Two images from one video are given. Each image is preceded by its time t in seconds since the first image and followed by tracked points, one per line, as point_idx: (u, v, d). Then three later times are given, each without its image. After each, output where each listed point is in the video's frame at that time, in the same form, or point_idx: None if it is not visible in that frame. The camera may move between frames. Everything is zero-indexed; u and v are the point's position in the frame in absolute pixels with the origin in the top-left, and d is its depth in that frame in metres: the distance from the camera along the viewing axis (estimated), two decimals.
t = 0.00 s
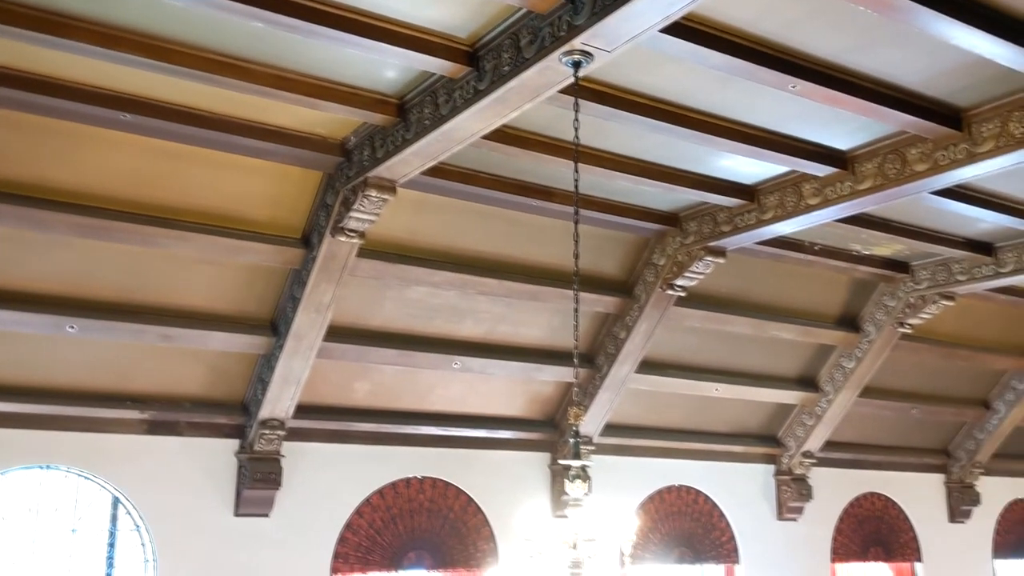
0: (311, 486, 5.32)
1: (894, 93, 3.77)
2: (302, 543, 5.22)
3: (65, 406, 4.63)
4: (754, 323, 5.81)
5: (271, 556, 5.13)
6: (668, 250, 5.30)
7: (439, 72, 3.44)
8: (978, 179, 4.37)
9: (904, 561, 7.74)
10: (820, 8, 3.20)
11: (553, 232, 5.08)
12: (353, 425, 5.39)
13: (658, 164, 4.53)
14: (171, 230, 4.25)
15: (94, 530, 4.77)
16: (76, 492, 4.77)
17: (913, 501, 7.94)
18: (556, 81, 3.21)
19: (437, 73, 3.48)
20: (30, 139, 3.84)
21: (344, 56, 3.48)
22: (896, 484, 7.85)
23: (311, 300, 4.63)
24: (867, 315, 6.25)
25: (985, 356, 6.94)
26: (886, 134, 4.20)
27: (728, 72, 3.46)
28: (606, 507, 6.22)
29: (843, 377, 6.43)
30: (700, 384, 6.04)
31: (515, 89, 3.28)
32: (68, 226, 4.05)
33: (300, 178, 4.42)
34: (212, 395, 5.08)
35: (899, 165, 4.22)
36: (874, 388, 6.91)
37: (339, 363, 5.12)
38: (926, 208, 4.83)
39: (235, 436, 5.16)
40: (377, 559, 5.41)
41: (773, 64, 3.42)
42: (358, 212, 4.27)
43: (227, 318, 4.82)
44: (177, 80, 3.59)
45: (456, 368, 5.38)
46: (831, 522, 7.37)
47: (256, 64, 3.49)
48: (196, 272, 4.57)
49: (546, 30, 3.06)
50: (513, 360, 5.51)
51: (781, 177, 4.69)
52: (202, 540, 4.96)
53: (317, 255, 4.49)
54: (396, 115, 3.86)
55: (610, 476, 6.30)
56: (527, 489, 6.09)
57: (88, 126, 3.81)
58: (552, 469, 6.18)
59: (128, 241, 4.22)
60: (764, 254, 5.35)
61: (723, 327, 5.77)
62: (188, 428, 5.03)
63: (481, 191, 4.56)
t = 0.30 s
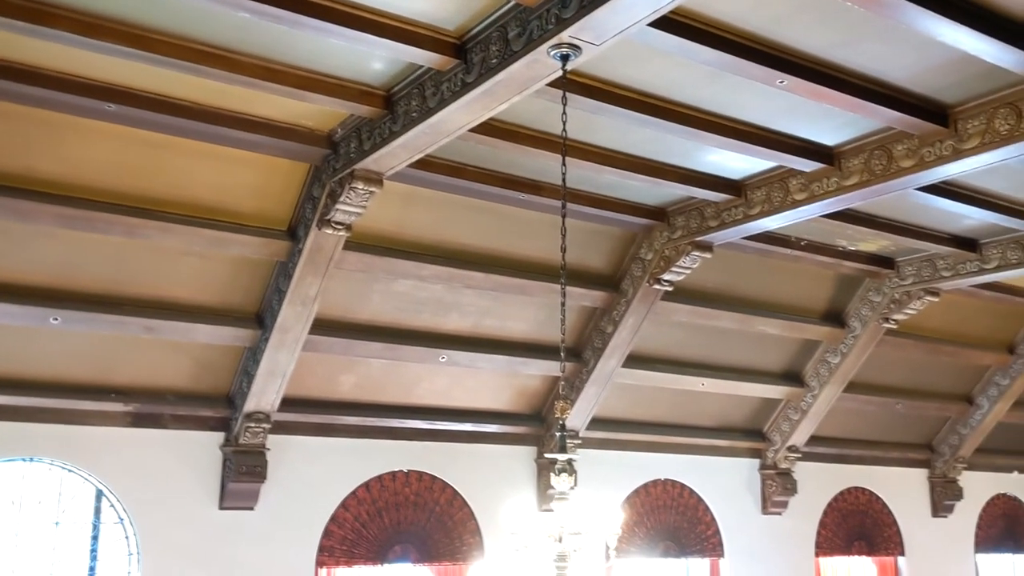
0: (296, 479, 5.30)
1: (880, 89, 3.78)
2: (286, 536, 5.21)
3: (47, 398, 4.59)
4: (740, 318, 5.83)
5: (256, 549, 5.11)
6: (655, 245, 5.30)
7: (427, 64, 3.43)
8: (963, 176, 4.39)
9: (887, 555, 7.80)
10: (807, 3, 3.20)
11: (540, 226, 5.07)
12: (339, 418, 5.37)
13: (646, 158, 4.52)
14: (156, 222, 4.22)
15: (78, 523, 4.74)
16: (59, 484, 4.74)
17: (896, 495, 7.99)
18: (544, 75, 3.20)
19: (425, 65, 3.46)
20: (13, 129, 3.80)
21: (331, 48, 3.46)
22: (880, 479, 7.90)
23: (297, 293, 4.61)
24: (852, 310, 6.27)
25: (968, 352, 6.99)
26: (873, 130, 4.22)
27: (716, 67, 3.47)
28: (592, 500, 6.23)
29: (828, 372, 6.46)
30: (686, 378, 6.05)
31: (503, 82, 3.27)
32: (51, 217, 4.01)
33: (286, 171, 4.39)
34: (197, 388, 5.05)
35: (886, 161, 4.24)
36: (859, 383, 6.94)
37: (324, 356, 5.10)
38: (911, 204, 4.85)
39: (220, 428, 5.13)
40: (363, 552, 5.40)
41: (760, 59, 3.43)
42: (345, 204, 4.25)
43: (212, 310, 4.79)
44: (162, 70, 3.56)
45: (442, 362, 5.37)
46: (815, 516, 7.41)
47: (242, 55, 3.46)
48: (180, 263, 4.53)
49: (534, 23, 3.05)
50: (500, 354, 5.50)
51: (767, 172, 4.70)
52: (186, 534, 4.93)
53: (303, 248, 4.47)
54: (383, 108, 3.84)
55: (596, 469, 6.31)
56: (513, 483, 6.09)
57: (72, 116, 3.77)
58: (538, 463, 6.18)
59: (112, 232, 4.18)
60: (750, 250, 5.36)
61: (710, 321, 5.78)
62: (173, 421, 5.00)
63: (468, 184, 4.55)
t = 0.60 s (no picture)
0: (284, 478, 5.29)
1: (869, 89, 3.80)
2: (274, 535, 5.19)
3: (33, 396, 4.56)
4: (729, 318, 5.84)
5: (244, 548, 5.09)
6: (645, 243, 5.31)
7: (416, 62, 3.42)
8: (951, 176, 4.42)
9: (874, 553, 7.83)
10: (796, 3, 3.21)
11: (530, 224, 5.07)
12: (327, 416, 5.36)
13: (635, 157, 4.53)
14: (144, 219, 4.20)
15: (64, 522, 4.71)
16: (45, 483, 4.71)
17: (883, 494, 8.03)
18: (534, 73, 3.20)
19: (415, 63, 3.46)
20: None
21: (320, 45, 3.45)
22: (867, 478, 7.93)
23: (285, 291, 4.59)
24: (840, 310, 6.29)
25: (955, 352, 7.03)
26: (862, 130, 4.23)
27: (705, 66, 3.47)
28: (580, 499, 6.24)
29: (816, 371, 6.48)
30: (674, 377, 6.06)
31: (493, 80, 3.26)
32: (38, 214, 3.99)
33: (275, 168, 4.38)
34: (185, 386, 5.02)
35: (874, 161, 4.26)
36: (847, 382, 6.97)
37: (313, 355, 5.08)
38: (899, 204, 4.87)
39: (207, 427, 5.11)
40: (351, 551, 5.38)
41: (750, 58, 3.43)
42: (334, 202, 4.24)
43: (201, 308, 4.77)
44: (149, 67, 3.53)
45: (431, 360, 5.37)
46: (803, 515, 7.44)
47: (232, 51, 3.45)
48: (169, 261, 4.51)
49: (524, 21, 3.05)
50: (489, 353, 5.50)
51: (756, 172, 4.71)
52: (173, 532, 4.90)
53: (292, 246, 4.45)
54: (373, 105, 3.83)
55: (585, 468, 6.32)
56: (502, 482, 6.08)
57: (60, 112, 3.75)
58: (527, 462, 6.18)
59: (100, 230, 4.16)
60: (739, 249, 5.37)
61: (698, 320, 5.80)
62: (160, 419, 4.98)
63: (458, 182, 4.54)
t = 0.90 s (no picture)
0: (264, 474, 5.26)
1: (848, 87, 3.82)
2: (253, 531, 5.16)
3: (9, 392, 4.51)
4: (709, 314, 5.87)
5: (223, 544, 5.06)
6: (626, 240, 5.32)
7: (398, 57, 3.41)
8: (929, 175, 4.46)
9: (852, 549, 7.91)
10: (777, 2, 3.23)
11: (511, 221, 5.07)
12: (308, 412, 5.34)
13: (617, 154, 4.54)
14: (122, 214, 4.16)
15: (41, 518, 4.67)
16: (22, 478, 4.67)
17: (861, 490, 8.11)
18: (516, 69, 3.19)
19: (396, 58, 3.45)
20: None
21: (301, 39, 3.43)
22: (845, 474, 8.00)
23: (265, 287, 4.57)
24: (819, 307, 6.34)
25: (932, 349, 7.10)
26: (841, 129, 4.27)
27: (686, 64, 3.48)
28: (561, 495, 6.25)
29: (795, 368, 6.52)
30: (655, 374, 6.09)
31: (475, 76, 3.26)
32: (15, 208, 3.95)
33: (255, 163, 4.35)
34: (164, 381, 4.99)
35: (853, 159, 4.29)
36: (826, 379, 7.03)
37: (293, 351, 5.06)
38: (877, 202, 4.91)
39: (187, 423, 5.07)
40: (331, 547, 5.37)
41: (731, 57, 3.45)
42: (314, 197, 4.22)
43: (180, 303, 4.73)
44: (128, 60, 3.50)
45: (412, 356, 5.36)
46: (781, 510, 7.49)
47: (211, 45, 3.42)
48: (148, 256, 4.47)
49: (506, 17, 3.04)
50: (470, 349, 5.50)
51: (737, 169, 4.73)
52: (152, 529, 4.87)
53: (272, 241, 4.43)
54: (354, 100, 3.81)
55: (565, 464, 6.33)
56: (482, 478, 6.09)
57: (37, 105, 3.71)
58: (508, 458, 6.19)
59: (77, 224, 4.12)
60: (719, 246, 5.40)
61: (679, 317, 5.82)
62: (139, 415, 4.94)
63: (439, 178, 4.53)
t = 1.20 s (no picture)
0: (240, 469, 5.23)
1: (826, 85, 3.85)
2: (228, 526, 5.13)
3: None
4: (687, 310, 5.89)
5: (199, 539, 5.03)
6: (605, 236, 5.33)
7: (376, 50, 3.39)
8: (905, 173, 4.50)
9: (826, 543, 7.98)
10: None
11: (490, 216, 5.06)
12: (284, 407, 5.31)
13: (597, 150, 4.54)
14: (97, 206, 4.12)
15: (13, 513, 4.62)
16: None
17: (836, 485, 8.18)
18: (495, 64, 3.18)
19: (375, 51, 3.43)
20: None
21: (278, 31, 3.40)
22: (820, 469, 8.06)
23: (242, 280, 4.54)
24: (796, 304, 6.38)
25: (906, 345, 7.17)
26: (818, 126, 4.29)
27: (666, 60, 3.49)
28: (538, 490, 6.26)
29: (772, 364, 6.56)
30: (633, 369, 6.10)
31: (454, 70, 3.24)
32: None
33: (232, 156, 4.31)
34: (139, 375, 4.94)
35: (830, 157, 4.32)
36: (802, 375, 7.08)
37: (270, 345, 5.03)
38: (854, 200, 4.95)
39: (162, 417, 5.03)
40: (308, 542, 5.35)
41: (709, 53, 3.45)
42: (292, 191, 4.19)
43: (156, 296, 4.69)
44: (102, 50, 3.46)
45: (390, 351, 5.34)
46: (757, 505, 7.54)
47: (187, 35, 3.39)
48: (122, 249, 4.43)
49: (486, 11, 3.03)
50: (448, 344, 5.49)
51: (716, 166, 4.75)
52: (126, 524, 4.83)
53: (249, 234, 4.40)
54: (333, 94, 3.79)
55: (543, 459, 6.34)
56: (460, 472, 6.08)
57: (10, 95, 3.65)
58: (485, 453, 6.19)
59: (51, 216, 4.07)
60: (697, 242, 5.42)
61: (656, 312, 5.84)
62: (113, 409, 4.90)
63: (418, 172, 4.51)
